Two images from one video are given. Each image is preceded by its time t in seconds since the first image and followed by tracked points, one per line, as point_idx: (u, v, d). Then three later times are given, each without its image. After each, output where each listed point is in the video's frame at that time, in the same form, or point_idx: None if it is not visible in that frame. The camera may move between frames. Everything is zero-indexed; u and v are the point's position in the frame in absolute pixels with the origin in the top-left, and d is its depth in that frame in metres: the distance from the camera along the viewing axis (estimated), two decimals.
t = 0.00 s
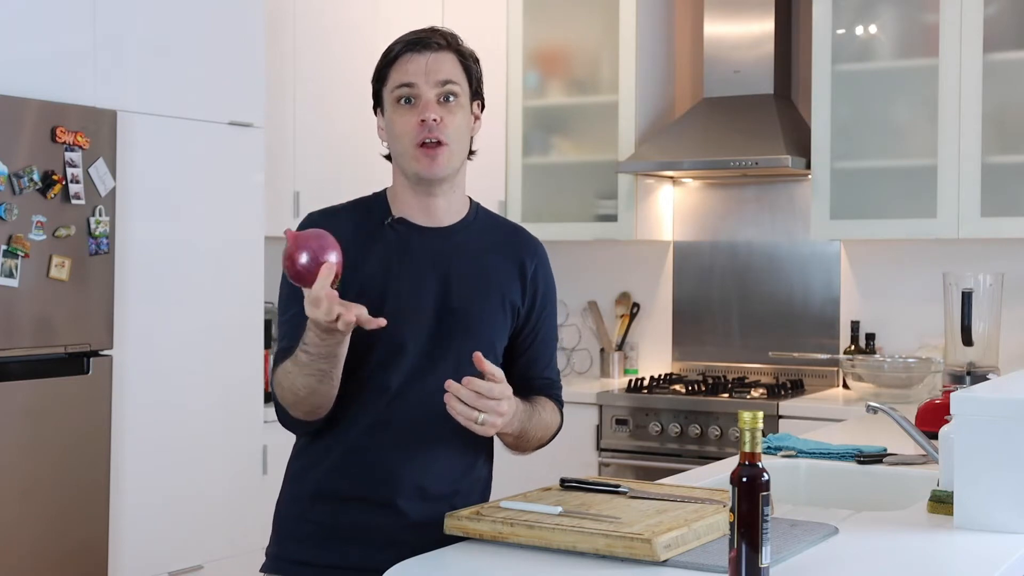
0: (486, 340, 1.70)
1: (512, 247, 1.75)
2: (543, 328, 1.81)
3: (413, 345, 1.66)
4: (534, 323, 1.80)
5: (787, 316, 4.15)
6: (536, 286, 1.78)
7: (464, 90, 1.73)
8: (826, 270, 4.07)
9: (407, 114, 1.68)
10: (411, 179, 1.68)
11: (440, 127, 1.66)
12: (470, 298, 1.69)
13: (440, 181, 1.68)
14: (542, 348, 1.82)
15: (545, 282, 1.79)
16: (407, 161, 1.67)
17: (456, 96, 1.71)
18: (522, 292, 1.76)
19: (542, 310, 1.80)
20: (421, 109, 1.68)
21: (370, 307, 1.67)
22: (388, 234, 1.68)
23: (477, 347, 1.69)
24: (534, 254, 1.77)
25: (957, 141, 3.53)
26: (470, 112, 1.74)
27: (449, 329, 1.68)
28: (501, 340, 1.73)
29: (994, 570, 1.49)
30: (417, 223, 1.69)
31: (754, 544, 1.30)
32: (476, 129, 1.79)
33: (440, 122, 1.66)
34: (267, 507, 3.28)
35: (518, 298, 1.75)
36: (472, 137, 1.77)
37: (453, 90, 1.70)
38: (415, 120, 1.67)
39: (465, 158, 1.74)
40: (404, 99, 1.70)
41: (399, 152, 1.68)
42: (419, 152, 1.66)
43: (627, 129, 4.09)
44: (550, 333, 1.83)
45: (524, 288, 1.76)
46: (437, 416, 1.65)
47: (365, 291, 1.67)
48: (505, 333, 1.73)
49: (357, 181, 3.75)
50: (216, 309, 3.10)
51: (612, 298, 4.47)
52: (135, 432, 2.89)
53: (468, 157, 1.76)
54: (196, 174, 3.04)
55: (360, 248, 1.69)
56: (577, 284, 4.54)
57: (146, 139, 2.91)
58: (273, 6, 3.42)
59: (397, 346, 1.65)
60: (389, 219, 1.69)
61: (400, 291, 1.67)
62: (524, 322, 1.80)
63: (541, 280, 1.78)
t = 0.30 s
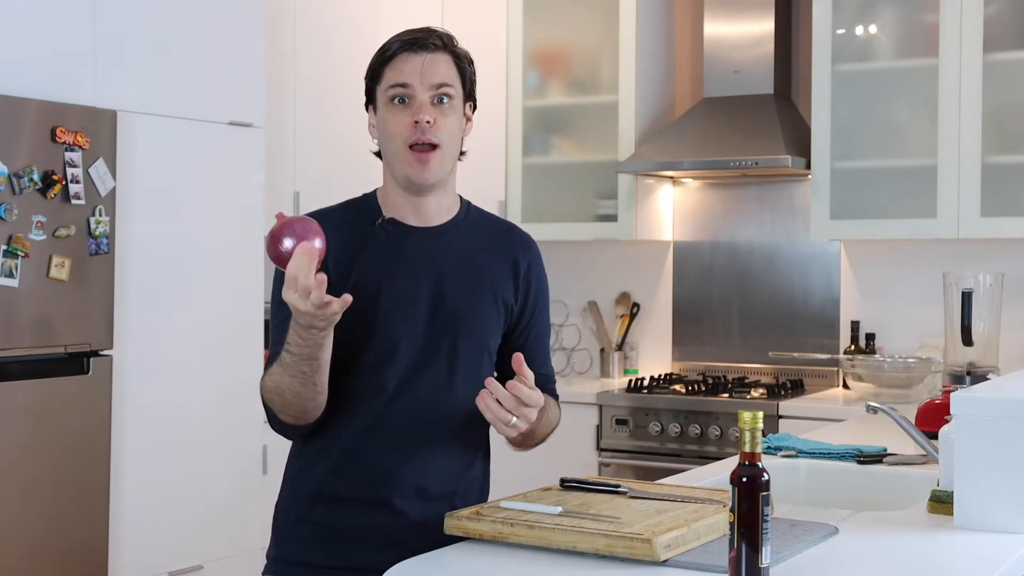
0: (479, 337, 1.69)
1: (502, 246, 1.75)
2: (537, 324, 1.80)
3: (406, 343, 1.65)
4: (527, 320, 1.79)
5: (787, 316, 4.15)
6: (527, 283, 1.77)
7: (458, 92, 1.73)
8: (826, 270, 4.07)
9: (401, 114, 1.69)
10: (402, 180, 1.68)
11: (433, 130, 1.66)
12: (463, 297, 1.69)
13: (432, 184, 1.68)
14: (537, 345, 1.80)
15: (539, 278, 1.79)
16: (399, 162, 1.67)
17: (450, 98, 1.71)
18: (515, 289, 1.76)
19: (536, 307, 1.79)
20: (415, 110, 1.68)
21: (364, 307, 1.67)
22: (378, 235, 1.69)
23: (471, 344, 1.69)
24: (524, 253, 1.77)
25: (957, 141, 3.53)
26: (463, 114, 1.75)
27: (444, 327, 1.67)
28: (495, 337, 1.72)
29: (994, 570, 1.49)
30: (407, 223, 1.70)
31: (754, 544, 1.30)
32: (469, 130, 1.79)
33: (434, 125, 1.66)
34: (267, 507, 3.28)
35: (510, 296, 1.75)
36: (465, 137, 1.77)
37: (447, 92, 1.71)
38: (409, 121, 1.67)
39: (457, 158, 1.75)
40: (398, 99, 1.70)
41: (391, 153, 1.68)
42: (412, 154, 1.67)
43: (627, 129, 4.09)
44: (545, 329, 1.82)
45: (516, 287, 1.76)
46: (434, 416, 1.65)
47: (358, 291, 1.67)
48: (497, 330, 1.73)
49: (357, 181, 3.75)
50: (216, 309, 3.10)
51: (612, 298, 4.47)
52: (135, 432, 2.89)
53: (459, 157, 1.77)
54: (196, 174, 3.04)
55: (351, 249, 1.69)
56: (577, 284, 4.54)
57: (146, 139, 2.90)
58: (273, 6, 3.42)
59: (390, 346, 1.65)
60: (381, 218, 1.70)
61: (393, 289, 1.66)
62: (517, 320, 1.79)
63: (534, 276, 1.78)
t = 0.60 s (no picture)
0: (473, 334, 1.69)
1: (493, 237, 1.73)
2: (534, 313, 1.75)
3: (403, 344, 1.66)
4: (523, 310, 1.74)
5: (787, 316, 4.15)
6: (522, 271, 1.74)
7: (453, 96, 1.72)
8: (826, 270, 4.07)
9: (394, 118, 1.68)
10: (397, 183, 1.68)
11: (428, 135, 1.66)
12: (455, 295, 1.69)
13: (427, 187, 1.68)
14: (530, 337, 1.74)
15: (534, 269, 1.75)
16: (393, 165, 1.67)
17: (446, 102, 1.70)
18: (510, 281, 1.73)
19: (533, 295, 1.75)
20: (409, 115, 1.67)
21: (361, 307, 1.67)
22: (373, 235, 1.70)
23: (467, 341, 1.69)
24: (518, 240, 1.74)
25: (957, 141, 3.53)
26: (459, 117, 1.74)
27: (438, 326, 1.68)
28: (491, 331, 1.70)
29: (994, 570, 1.49)
30: (404, 223, 1.70)
31: (754, 544, 1.30)
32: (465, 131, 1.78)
33: (428, 130, 1.66)
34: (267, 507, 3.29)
35: (504, 286, 1.72)
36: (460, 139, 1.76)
37: (443, 96, 1.69)
38: (403, 126, 1.66)
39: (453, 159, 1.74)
40: (393, 102, 1.68)
41: (386, 157, 1.68)
42: (405, 158, 1.66)
43: (628, 129, 4.09)
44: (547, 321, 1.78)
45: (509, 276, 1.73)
46: (431, 415, 1.65)
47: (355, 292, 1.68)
48: (496, 326, 1.71)
49: (357, 182, 3.75)
50: (216, 309, 3.10)
51: (612, 298, 4.47)
52: (135, 432, 2.89)
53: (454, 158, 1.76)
54: (196, 174, 3.04)
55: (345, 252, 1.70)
56: (577, 284, 4.54)
57: (146, 139, 2.91)
58: (273, 6, 3.42)
59: (387, 346, 1.65)
60: (376, 220, 1.70)
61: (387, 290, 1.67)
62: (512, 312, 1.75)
63: (529, 267, 1.75)
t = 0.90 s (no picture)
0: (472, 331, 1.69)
1: (493, 233, 1.73)
2: (533, 308, 1.72)
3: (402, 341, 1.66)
4: (521, 303, 1.72)
5: (787, 316, 4.15)
6: (521, 264, 1.72)
7: (455, 104, 1.69)
8: (826, 270, 4.07)
9: (394, 127, 1.66)
10: (397, 192, 1.68)
11: (427, 146, 1.64)
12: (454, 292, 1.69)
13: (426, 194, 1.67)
14: (530, 331, 1.71)
15: (536, 263, 1.73)
16: (393, 175, 1.66)
17: (447, 111, 1.67)
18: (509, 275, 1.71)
19: (535, 288, 1.73)
20: (409, 124, 1.65)
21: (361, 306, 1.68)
22: (374, 233, 1.70)
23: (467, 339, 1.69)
24: (518, 234, 1.73)
25: (957, 141, 3.53)
26: (461, 123, 1.71)
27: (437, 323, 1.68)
28: (488, 326, 1.70)
29: (994, 570, 1.49)
30: (405, 225, 1.70)
31: (754, 544, 1.30)
32: (468, 134, 1.76)
33: (428, 141, 1.64)
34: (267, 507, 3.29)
35: (503, 280, 1.71)
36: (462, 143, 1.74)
37: (444, 105, 1.67)
38: (402, 137, 1.64)
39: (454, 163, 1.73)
40: (394, 110, 1.66)
41: (386, 165, 1.67)
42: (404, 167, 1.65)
43: (628, 129, 4.09)
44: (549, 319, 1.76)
45: (509, 269, 1.71)
46: (430, 414, 1.64)
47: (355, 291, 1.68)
48: (494, 320, 1.70)
49: (357, 182, 3.75)
50: (216, 309, 3.10)
51: (612, 298, 4.47)
52: (135, 432, 2.89)
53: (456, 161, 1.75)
54: (196, 174, 3.04)
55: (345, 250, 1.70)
56: (577, 284, 4.54)
57: (146, 139, 2.91)
58: (273, 6, 3.42)
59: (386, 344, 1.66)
60: (377, 219, 1.71)
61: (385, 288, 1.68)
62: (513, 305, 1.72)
63: (530, 261, 1.73)
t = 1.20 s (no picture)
0: (471, 331, 1.69)
1: (493, 232, 1.72)
2: (532, 308, 1.71)
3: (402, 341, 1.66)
4: (520, 303, 1.71)
5: (787, 316, 4.15)
6: (521, 263, 1.72)
7: (463, 108, 1.69)
8: (826, 270, 4.07)
9: (401, 128, 1.65)
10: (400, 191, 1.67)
11: (433, 149, 1.64)
12: (453, 292, 1.69)
13: (429, 195, 1.67)
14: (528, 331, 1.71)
15: (536, 262, 1.73)
16: (397, 174, 1.66)
17: (456, 114, 1.67)
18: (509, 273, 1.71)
19: (534, 288, 1.72)
20: (416, 126, 1.64)
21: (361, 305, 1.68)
22: (375, 232, 1.70)
23: (466, 338, 1.69)
24: (518, 233, 1.73)
25: (957, 141, 3.53)
26: (467, 126, 1.71)
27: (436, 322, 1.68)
28: (487, 324, 1.69)
29: (994, 570, 1.49)
30: (406, 224, 1.70)
31: (754, 544, 1.30)
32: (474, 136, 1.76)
33: (434, 144, 1.64)
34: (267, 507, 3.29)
35: (503, 280, 1.70)
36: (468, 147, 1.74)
37: (453, 109, 1.66)
38: (408, 138, 1.64)
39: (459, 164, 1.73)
40: (401, 111, 1.66)
41: (390, 164, 1.67)
42: (409, 168, 1.65)
43: (628, 129, 4.09)
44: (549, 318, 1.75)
45: (509, 268, 1.70)
46: (429, 414, 1.64)
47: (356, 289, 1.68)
48: (493, 319, 1.70)
49: (357, 182, 3.75)
50: (216, 309, 3.10)
51: (612, 298, 4.47)
52: (135, 432, 2.89)
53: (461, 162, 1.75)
54: (196, 174, 3.04)
55: (346, 249, 1.70)
56: (577, 284, 4.54)
57: (146, 139, 2.91)
58: (273, 6, 3.42)
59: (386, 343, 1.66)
60: (378, 218, 1.71)
61: (385, 287, 1.68)
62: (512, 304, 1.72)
63: (530, 260, 1.72)
